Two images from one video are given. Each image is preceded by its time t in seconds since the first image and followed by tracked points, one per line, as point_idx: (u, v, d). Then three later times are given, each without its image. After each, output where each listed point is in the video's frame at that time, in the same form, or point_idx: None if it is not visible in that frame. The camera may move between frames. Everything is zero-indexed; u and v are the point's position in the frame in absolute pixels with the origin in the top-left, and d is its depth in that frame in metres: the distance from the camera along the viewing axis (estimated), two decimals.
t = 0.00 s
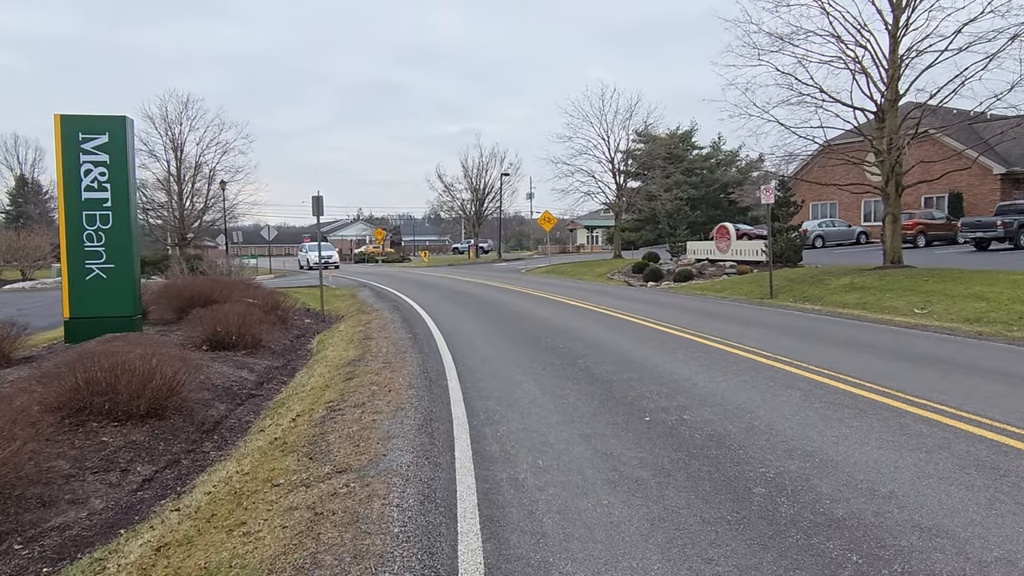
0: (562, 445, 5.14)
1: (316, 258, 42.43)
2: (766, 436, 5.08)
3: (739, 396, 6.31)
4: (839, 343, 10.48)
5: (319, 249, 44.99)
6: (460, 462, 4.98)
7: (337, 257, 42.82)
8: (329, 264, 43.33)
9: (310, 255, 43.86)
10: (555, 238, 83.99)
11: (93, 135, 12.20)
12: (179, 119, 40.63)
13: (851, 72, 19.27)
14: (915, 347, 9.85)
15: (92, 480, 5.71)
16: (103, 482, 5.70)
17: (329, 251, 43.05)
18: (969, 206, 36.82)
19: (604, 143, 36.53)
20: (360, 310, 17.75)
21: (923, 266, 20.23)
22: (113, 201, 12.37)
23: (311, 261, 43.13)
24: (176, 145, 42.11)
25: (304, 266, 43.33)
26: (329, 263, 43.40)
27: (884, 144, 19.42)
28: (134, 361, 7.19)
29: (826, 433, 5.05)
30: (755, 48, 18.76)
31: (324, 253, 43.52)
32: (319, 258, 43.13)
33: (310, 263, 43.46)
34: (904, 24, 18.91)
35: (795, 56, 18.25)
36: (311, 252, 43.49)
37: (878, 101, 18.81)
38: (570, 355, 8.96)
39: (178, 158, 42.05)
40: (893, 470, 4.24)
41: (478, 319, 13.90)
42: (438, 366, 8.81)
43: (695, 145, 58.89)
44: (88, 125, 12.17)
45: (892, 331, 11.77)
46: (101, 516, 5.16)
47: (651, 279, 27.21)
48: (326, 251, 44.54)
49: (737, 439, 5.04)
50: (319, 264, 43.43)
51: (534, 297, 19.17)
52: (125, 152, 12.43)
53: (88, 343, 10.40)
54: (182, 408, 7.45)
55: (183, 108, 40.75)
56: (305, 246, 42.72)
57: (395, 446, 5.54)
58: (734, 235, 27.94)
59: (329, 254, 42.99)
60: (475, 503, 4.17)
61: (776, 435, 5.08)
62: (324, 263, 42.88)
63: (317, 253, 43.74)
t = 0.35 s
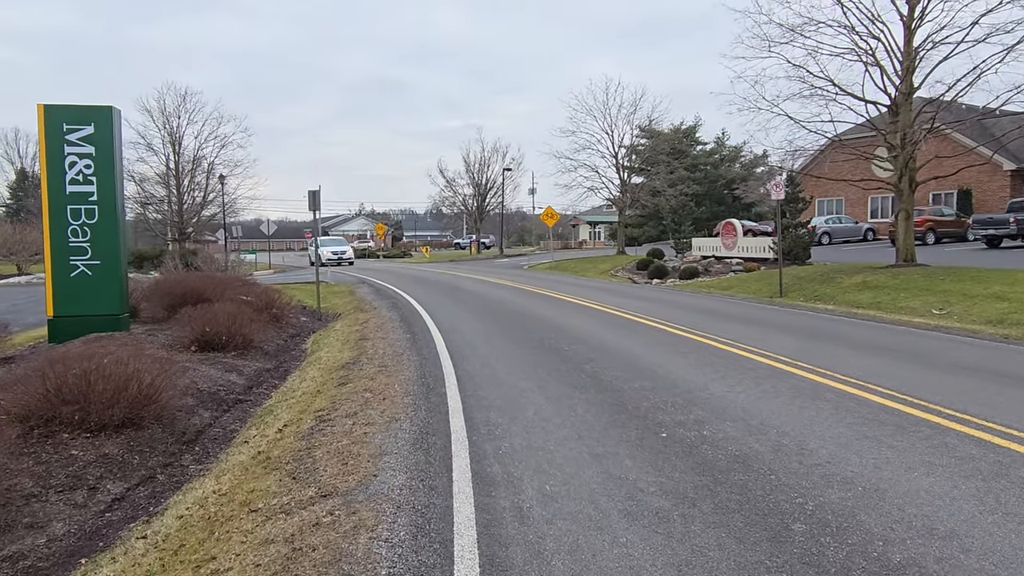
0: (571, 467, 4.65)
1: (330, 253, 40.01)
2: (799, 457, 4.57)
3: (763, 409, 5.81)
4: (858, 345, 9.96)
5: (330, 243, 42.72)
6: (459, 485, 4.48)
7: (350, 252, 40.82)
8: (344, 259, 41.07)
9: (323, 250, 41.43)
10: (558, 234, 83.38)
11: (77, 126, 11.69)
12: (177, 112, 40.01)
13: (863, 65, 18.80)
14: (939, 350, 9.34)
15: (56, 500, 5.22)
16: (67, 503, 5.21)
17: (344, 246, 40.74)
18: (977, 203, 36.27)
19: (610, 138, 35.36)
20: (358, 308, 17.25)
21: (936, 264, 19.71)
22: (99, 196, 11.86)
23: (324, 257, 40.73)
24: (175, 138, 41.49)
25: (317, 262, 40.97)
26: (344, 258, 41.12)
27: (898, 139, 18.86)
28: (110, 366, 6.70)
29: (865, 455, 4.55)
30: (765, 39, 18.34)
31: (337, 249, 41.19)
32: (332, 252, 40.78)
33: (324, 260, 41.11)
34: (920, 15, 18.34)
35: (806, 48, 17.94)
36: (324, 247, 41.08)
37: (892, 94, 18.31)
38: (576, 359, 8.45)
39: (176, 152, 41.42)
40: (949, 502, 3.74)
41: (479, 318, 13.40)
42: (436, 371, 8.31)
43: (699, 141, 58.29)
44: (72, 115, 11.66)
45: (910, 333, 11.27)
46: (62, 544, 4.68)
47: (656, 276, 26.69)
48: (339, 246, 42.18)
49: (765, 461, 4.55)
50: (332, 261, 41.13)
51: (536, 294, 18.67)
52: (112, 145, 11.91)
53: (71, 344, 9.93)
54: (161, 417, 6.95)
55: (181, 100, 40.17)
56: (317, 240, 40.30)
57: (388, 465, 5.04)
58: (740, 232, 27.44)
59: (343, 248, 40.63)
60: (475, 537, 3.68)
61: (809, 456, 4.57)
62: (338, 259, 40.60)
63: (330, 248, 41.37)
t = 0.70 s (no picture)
0: (588, 488, 4.13)
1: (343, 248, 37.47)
2: (845, 478, 4.05)
3: (796, 421, 5.28)
4: (879, 344, 9.45)
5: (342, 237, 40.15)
6: (463, 509, 3.97)
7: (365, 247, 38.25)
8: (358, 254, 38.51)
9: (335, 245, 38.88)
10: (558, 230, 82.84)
11: (59, 114, 11.16)
12: (172, 105, 39.38)
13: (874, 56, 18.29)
14: (967, 352, 8.82)
15: (14, 521, 4.70)
16: (27, 524, 4.69)
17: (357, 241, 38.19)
18: (984, 200, 35.77)
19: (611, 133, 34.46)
20: (355, 305, 16.71)
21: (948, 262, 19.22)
22: (82, 188, 11.32)
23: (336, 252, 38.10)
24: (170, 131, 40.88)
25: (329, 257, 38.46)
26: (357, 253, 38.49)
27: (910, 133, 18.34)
28: (82, 369, 6.18)
29: (920, 477, 4.04)
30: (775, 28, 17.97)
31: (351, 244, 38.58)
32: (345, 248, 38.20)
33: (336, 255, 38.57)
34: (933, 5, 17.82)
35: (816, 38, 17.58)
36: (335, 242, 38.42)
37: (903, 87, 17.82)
38: (584, 362, 7.93)
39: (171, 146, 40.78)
40: None
41: (479, 315, 12.88)
42: (436, 374, 7.79)
43: (700, 136, 57.76)
44: (54, 103, 11.13)
45: (931, 333, 10.75)
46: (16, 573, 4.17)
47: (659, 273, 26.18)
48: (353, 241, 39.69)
49: (808, 482, 4.03)
50: (345, 256, 38.57)
51: (537, 291, 18.18)
52: (96, 135, 11.38)
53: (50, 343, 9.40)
54: (138, 423, 6.44)
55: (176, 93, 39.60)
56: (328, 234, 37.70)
57: (382, 482, 4.53)
58: (745, 228, 26.97)
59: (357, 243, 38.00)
60: None
61: (857, 478, 4.06)
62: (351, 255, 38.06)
63: (342, 243, 38.78)
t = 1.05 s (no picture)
0: (599, 513, 3.62)
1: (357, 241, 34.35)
2: (896, 504, 3.54)
3: (828, 432, 4.75)
4: (902, 341, 8.89)
5: (359, 228, 36.88)
6: (456, 538, 3.45)
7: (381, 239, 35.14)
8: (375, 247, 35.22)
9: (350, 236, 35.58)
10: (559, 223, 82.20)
11: (37, 97, 10.61)
12: (169, 93, 38.77)
13: (889, 42, 17.70)
14: (997, 351, 8.29)
15: None
16: None
17: (375, 233, 35.01)
18: (993, 192, 35.18)
19: (614, 123, 33.86)
20: (350, 299, 16.18)
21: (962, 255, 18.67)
22: (63, 175, 10.78)
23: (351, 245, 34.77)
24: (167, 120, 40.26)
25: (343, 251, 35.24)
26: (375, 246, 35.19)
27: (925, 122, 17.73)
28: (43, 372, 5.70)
29: (982, 502, 3.52)
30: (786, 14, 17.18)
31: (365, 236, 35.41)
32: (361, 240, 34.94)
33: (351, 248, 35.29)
34: None
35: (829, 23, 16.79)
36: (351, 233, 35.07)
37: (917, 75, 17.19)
38: (590, 363, 7.40)
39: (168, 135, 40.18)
40: None
41: (478, 310, 12.35)
42: (431, 374, 7.27)
43: (704, 128, 57.11)
44: (31, 85, 10.58)
45: (953, 330, 10.21)
46: None
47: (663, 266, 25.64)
48: (370, 233, 36.37)
49: (854, 509, 3.51)
50: (360, 249, 35.33)
51: (537, 284, 17.63)
52: (78, 119, 10.83)
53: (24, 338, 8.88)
54: (106, 430, 5.94)
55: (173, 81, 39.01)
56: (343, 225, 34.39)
57: (365, 502, 4.01)
58: (751, 221, 26.42)
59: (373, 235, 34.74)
60: None
61: (910, 503, 3.54)
62: (367, 247, 34.88)
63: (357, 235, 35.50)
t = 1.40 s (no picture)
0: (627, 555, 3.13)
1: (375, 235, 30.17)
2: (972, 549, 3.06)
3: (875, 454, 4.26)
4: (927, 344, 8.41)
5: (374, 221, 33.05)
6: None
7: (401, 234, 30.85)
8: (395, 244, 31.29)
9: (367, 230, 31.46)
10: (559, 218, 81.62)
11: (16, 83, 10.07)
12: (164, 85, 38.18)
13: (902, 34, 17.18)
14: None
15: None
16: None
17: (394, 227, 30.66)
18: (1000, 189, 34.69)
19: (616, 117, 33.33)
20: (347, 295, 15.63)
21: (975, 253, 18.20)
22: (43, 166, 10.24)
23: (367, 240, 30.88)
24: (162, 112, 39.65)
25: (358, 246, 31.14)
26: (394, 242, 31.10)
27: (939, 116, 17.22)
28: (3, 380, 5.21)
29: None
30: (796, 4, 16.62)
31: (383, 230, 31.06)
32: (378, 234, 31.10)
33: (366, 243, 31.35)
34: None
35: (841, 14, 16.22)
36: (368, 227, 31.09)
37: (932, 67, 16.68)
38: (601, 369, 6.88)
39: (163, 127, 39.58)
40: None
41: (479, 308, 11.83)
42: (430, 381, 6.76)
43: (705, 123, 56.54)
44: (10, 70, 10.03)
45: (978, 332, 9.73)
46: None
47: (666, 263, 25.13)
48: (389, 227, 32.47)
49: (924, 554, 3.03)
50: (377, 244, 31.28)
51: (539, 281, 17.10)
52: (58, 108, 10.29)
53: None
54: (74, 443, 5.46)
55: (168, 71, 38.35)
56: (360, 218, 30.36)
57: (354, 536, 3.51)
58: (756, 218, 25.92)
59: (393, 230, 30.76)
60: None
61: (988, 547, 3.06)
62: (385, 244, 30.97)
63: (375, 229, 31.45)
